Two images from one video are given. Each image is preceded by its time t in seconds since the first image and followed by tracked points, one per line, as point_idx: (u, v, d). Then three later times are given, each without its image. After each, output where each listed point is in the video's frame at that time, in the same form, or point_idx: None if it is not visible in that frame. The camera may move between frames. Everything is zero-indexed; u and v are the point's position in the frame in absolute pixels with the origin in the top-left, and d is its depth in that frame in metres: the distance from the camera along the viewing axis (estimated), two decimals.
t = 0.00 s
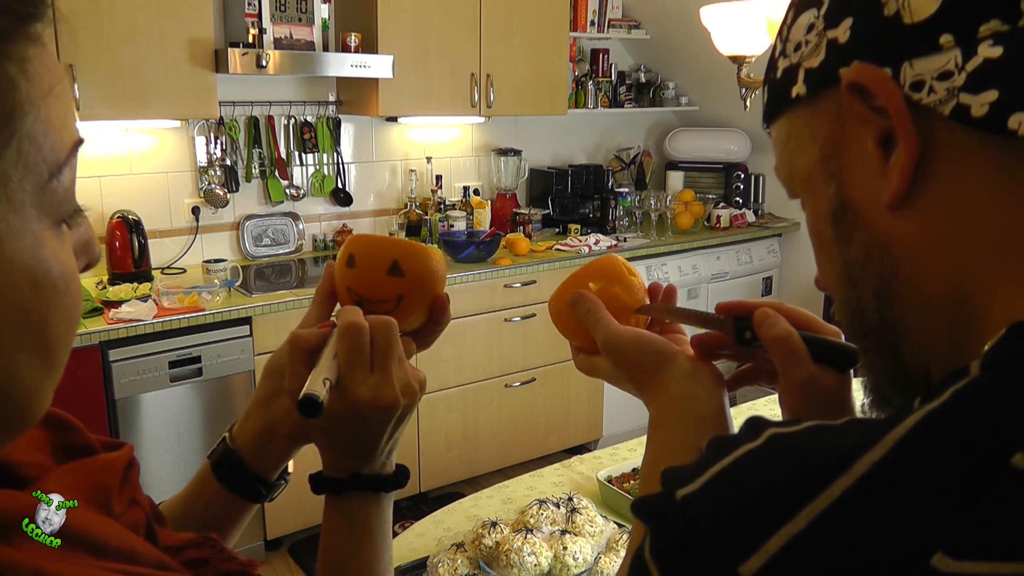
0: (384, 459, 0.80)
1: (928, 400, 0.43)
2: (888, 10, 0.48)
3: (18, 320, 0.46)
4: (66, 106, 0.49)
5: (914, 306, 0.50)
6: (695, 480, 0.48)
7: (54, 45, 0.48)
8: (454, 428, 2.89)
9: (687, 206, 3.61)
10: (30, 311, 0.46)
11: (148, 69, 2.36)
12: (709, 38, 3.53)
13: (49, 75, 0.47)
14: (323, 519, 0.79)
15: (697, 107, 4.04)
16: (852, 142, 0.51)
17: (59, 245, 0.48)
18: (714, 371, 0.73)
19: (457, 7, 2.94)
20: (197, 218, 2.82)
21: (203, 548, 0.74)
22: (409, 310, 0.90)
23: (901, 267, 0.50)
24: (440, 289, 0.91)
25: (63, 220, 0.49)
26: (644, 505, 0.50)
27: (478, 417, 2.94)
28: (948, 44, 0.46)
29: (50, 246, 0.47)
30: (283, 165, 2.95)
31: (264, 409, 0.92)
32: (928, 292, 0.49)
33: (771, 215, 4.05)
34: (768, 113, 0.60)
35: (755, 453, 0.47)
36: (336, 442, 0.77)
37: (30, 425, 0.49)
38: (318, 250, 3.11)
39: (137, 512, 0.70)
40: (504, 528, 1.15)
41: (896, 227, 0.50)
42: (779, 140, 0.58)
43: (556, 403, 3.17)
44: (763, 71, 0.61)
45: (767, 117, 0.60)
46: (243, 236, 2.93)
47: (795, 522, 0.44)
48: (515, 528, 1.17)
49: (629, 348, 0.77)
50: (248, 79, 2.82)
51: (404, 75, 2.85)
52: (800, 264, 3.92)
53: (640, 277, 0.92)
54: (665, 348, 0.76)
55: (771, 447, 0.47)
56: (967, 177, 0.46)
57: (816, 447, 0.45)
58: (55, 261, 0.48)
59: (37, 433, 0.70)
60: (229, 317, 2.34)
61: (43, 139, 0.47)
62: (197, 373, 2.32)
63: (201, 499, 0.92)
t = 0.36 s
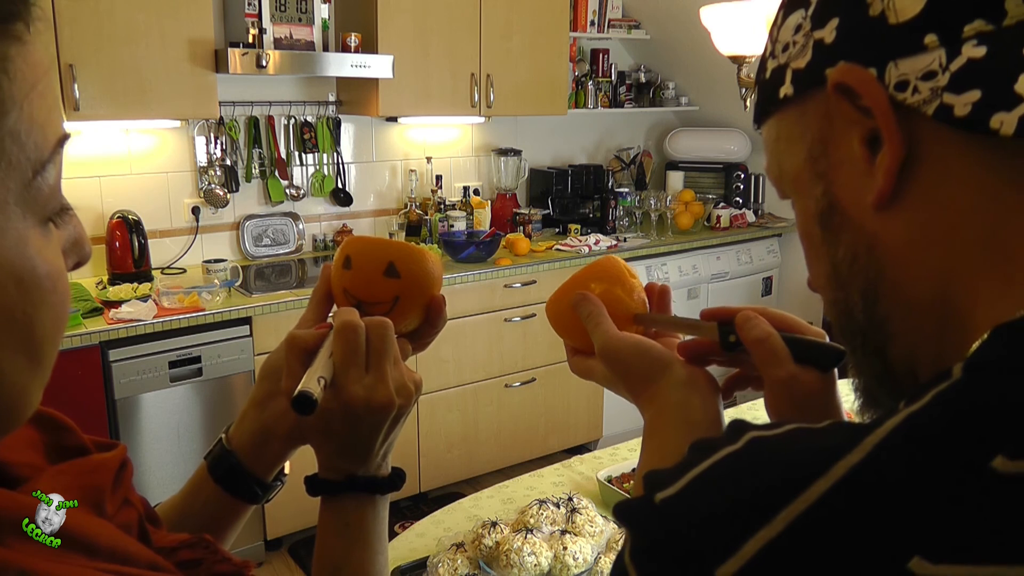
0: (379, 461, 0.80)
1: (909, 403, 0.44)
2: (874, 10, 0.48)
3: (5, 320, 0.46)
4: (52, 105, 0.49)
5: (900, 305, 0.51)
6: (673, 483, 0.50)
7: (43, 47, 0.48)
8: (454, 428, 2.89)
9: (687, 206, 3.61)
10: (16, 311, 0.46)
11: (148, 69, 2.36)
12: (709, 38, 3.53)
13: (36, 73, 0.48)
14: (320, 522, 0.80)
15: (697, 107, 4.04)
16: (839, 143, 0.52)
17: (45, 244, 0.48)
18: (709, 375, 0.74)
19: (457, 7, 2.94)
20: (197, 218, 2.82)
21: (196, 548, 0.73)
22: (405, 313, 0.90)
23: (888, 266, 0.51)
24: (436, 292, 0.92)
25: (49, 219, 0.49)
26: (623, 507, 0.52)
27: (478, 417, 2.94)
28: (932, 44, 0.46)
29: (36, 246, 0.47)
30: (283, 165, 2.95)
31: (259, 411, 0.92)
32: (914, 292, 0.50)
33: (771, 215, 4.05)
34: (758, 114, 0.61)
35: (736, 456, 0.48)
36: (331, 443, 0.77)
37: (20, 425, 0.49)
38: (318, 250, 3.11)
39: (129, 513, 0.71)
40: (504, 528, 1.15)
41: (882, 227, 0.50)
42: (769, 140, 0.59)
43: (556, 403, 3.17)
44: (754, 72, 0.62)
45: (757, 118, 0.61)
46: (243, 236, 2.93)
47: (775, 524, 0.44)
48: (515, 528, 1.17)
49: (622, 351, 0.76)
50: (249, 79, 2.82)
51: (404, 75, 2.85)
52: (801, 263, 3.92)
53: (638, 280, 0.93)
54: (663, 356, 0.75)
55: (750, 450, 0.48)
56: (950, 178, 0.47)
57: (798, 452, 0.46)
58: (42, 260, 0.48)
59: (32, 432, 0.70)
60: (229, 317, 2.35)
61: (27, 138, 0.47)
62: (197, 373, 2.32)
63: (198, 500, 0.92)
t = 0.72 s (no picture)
0: (383, 466, 0.80)
1: (900, 408, 0.44)
2: (862, 10, 0.49)
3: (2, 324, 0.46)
4: (48, 107, 0.49)
5: (890, 307, 0.51)
6: (666, 492, 0.49)
7: (36, 50, 0.48)
8: (454, 428, 2.89)
9: (687, 206, 3.61)
10: (12, 314, 0.46)
11: (148, 69, 2.35)
12: (709, 38, 3.53)
13: (31, 75, 0.47)
14: (322, 528, 0.79)
15: (697, 107, 4.04)
16: (828, 144, 0.52)
17: (42, 246, 0.48)
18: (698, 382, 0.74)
19: (457, 6, 2.94)
20: (197, 218, 2.82)
21: (198, 548, 0.73)
22: (412, 320, 0.90)
23: (878, 268, 0.51)
24: (443, 299, 0.92)
25: (47, 221, 0.49)
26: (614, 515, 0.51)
27: (478, 417, 2.94)
28: (921, 44, 0.46)
29: (32, 248, 0.47)
30: (283, 165, 2.95)
31: (264, 415, 0.92)
32: (904, 293, 0.50)
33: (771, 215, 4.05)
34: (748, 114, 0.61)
35: (729, 463, 0.48)
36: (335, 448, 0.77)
37: (17, 427, 0.49)
38: (318, 250, 3.10)
39: (130, 513, 0.71)
40: (504, 528, 1.15)
41: (872, 228, 0.50)
42: (758, 141, 0.59)
43: (556, 403, 3.17)
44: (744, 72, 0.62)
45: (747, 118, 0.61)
46: (243, 236, 2.93)
47: (767, 533, 0.44)
48: (515, 528, 1.17)
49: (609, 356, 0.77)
50: (248, 79, 2.82)
51: (403, 75, 2.85)
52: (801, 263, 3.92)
53: (617, 284, 0.92)
54: (644, 359, 0.76)
55: (742, 457, 0.48)
56: (938, 179, 0.47)
57: (788, 458, 0.46)
58: (38, 262, 0.48)
59: (33, 431, 0.70)
60: (229, 317, 2.35)
61: (24, 140, 0.47)
62: (197, 373, 2.32)
63: (197, 502, 0.92)
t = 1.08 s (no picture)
0: (384, 467, 0.80)
1: (912, 411, 0.44)
2: (869, 9, 0.48)
3: (4, 323, 0.46)
4: (49, 105, 0.49)
5: (897, 307, 0.51)
6: (677, 497, 0.49)
7: (39, 50, 0.48)
8: (454, 428, 2.89)
9: (687, 206, 3.62)
10: (14, 314, 0.46)
11: (148, 69, 2.36)
12: (709, 38, 3.53)
13: (32, 74, 0.47)
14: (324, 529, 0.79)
15: (697, 108, 4.05)
16: (835, 143, 0.52)
17: (44, 245, 0.48)
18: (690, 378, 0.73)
19: (457, 6, 2.94)
20: (197, 218, 2.82)
21: (199, 548, 0.73)
22: (413, 318, 0.90)
23: (885, 267, 0.51)
24: (442, 298, 0.92)
25: (49, 220, 0.49)
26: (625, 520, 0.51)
27: (478, 417, 2.94)
28: (929, 43, 0.46)
29: (35, 247, 0.47)
30: (283, 165, 2.95)
31: (264, 415, 0.92)
32: (911, 293, 0.50)
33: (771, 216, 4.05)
34: (753, 113, 0.60)
35: (742, 468, 0.48)
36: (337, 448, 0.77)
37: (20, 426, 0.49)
38: (317, 250, 3.10)
39: (131, 512, 0.71)
40: (504, 528, 1.15)
41: (879, 228, 0.50)
42: (764, 140, 0.59)
43: (555, 403, 3.17)
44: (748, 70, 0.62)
45: (751, 117, 0.61)
46: (243, 236, 2.93)
47: (779, 539, 0.44)
48: (515, 528, 1.17)
49: (607, 357, 0.77)
50: (248, 79, 2.82)
51: (403, 75, 2.85)
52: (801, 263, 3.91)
53: (605, 283, 0.92)
54: (635, 356, 0.76)
55: (754, 460, 0.48)
56: (946, 179, 0.47)
57: (799, 462, 0.46)
58: (40, 261, 0.48)
59: (34, 431, 0.70)
60: (229, 317, 2.35)
61: (25, 140, 0.47)
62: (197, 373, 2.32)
63: (199, 503, 0.92)
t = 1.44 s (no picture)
0: (384, 467, 0.80)
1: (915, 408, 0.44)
2: (873, 8, 0.49)
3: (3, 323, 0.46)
4: (48, 105, 0.49)
5: (900, 306, 0.51)
6: (682, 493, 0.49)
7: (39, 50, 0.48)
8: (454, 428, 2.89)
9: (687, 206, 3.62)
10: (13, 314, 0.46)
11: (148, 69, 2.36)
12: (709, 38, 3.53)
13: (31, 74, 0.47)
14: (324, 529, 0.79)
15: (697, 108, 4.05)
16: (838, 142, 0.52)
17: (43, 245, 0.48)
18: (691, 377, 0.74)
19: (457, 6, 2.94)
20: (197, 218, 2.82)
21: (199, 548, 0.73)
22: (414, 318, 0.90)
23: (888, 266, 0.51)
24: (443, 298, 0.92)
25: (48, 221, 0.49)
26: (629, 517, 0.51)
27: (478, 417, 2.94)
28: (932, 42, 0.46)
29: (34, 248, 0.47)
30: (283, 165, 2.95)
31: (265, 415, 0.93)
32: (913, 292, 0.50)
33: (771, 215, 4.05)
34: (757, 112, 0.60)
35: (747, 465, 0.47)
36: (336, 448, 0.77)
37: (19, 427, 0.49)
38: (318, 250, 3.10)
39: (131, 513, 0.70)
40: (504, 528, 1.15)
41: (882, 227, 0.50)
42: (768, 140, 0.59)
43: (555, 403, 3.17)
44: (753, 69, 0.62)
45: (756, 116, 0.61)
46: (243, 236, 2.93)
47: (783, 535, 0.44)
48: (515, 528, 1.17)
49: (611, 357, 0.77)
50: (248, 79, 2.82)
51: (403, 74, 2.85)
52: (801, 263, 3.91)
53: (614, 284, 0.92)
54: (638, 357, 0.76)
55: (758, 458, 0.47)
56: (950, 179, 0.47)
57: (802, 460, 0.46)
58: (39, 261, 0.48)
59: (33, 431, 0.70)
60: (229, 317, 2.35)
61: (25, 140, 0.47)
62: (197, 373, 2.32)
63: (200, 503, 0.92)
